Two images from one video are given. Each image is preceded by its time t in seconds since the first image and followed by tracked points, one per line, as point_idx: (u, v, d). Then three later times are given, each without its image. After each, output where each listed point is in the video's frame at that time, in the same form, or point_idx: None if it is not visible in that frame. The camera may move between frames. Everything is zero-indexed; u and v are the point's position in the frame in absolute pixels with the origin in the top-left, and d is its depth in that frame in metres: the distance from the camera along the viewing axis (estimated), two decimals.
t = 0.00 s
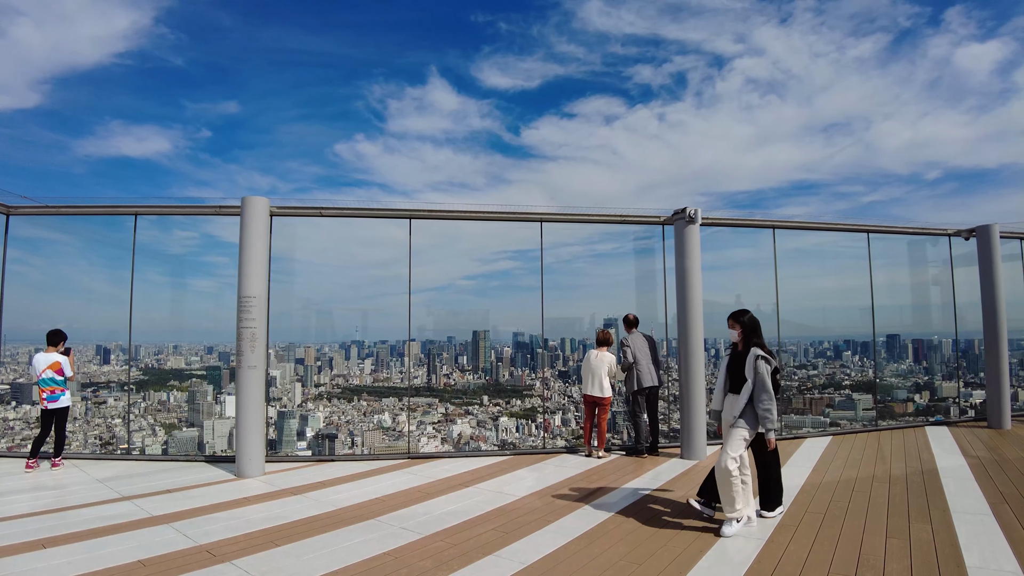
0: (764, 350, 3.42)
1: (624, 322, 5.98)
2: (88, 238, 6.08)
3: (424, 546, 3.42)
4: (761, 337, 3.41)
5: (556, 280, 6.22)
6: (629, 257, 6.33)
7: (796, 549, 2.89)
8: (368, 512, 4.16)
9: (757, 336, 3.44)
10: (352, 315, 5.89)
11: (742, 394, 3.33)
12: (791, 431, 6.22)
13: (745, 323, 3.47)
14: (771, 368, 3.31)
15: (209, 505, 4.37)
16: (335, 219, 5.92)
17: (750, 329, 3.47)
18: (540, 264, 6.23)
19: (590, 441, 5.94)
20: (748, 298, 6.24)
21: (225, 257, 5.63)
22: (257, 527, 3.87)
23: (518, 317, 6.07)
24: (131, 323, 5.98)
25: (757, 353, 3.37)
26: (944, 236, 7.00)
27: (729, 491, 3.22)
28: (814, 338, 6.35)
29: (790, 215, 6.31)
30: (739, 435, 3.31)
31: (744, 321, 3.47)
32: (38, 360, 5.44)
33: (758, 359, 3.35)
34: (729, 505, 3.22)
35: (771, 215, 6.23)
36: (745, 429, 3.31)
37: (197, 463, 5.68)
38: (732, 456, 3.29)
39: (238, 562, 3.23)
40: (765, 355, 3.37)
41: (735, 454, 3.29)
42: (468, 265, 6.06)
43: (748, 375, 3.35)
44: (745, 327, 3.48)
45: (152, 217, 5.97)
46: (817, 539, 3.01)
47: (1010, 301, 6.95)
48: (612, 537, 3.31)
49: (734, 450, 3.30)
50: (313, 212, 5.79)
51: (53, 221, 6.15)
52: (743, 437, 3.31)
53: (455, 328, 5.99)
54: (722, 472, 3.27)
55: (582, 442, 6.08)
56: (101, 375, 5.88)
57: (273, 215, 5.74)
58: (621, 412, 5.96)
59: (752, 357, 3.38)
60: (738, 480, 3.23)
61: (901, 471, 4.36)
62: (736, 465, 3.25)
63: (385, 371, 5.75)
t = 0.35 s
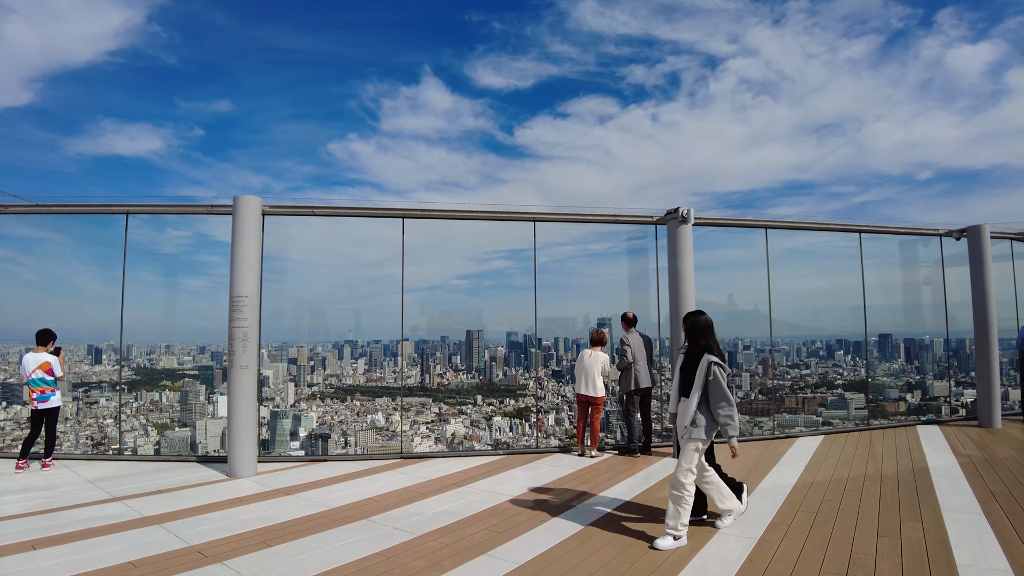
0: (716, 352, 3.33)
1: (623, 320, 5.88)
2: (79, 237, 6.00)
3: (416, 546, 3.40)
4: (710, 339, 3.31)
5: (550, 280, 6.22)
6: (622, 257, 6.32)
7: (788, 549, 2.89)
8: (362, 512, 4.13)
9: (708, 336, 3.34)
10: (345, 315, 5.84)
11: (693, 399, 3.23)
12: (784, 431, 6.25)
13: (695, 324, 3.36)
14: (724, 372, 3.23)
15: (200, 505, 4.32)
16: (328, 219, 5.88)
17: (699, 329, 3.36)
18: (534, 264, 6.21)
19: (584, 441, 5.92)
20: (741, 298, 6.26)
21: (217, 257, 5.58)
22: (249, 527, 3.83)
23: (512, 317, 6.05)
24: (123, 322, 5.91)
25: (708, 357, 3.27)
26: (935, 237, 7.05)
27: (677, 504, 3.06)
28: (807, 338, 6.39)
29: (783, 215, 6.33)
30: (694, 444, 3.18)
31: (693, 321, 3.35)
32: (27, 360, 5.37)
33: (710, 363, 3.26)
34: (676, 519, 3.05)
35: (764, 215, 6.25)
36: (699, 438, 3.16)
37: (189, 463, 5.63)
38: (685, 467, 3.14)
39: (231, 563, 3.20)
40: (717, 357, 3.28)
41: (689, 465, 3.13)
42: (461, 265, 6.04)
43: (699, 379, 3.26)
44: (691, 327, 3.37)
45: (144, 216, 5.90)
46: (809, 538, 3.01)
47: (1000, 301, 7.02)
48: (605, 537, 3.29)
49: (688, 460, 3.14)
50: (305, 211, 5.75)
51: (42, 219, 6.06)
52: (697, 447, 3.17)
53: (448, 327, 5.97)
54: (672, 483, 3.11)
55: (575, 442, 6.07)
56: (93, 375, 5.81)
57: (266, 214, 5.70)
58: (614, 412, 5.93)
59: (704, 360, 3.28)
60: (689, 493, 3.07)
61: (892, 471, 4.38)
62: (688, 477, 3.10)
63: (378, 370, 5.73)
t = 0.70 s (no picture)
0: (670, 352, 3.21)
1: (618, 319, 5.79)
2: (69, 235, 5.92)
3: (410, 546, 3.38)
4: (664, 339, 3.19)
5: (544, 280, 6.21)
6: (615, 257, 6.32)
7: (781, 549, 2.89)
8: (356, 512, 4.11)
9: (663, 336, 3.22)
10: (337, 315, 5.81)
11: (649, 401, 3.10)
12: (776, 430, 6.28)
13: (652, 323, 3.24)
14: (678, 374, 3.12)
15: (191, 506, 4.28)
16: (321, 219, 5.84)
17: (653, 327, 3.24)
18: (527, 264, 6.20)
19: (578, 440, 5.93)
20: (734, 299, 6.28)
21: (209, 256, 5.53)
22: (242, 528, 3.79)
23: (505, 317, 6.03)
24: (114, 322, 5.84)
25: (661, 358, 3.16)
26: (926, 238, 7.10)
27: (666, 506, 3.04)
28: (799, 338, 6.42)
29: (776, 216, 6.36)
30: (664, 448, 3.05)
31: (648, 320, 3.24)
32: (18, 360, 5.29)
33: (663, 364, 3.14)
34: (669, 519, 3.04)
35: (756, 216, 6.27)
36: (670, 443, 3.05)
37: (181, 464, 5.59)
38: (665, 472, 3.05)
39: (224, 564, 3.16)
40: (672, 359, 3.17)
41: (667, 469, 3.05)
42: (454, 265, 6.01)
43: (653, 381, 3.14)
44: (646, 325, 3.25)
45: (135, 214, 5.82)
46: (801, 538, 3.02)
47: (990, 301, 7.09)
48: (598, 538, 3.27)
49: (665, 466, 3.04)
50: (297, 211, 5.70)
51: (31, 218, 5.98)
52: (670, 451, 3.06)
53: (441, 327, 5.94)
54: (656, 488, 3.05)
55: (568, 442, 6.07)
56: (83, 375, 5.74)
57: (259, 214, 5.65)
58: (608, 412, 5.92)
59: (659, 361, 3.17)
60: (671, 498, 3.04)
61: (884, 470, 4.40)
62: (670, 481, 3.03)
63: (371, 370, 5.70)
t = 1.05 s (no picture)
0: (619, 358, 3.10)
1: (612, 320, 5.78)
2: (63, 235, 5.86)
3: (407, 547, 3.37)
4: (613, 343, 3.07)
5: (539, 280, 6.19)
6: (610, 257, 6.32)
7: (776, 548, 2.89)
8: (351, 513, 4.08)
9: (614, 341, 3.10)
10: (332, 315, 5.78)
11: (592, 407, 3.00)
12: (771, 430, 6.30)
13: (602, 328, 3.13)
14: (625, 380, 3.01)
15: (186, 507, 4.24)
16: (315, 219, 5.81)
17: (603, 332, 3.13)
18: (522, 264, 6.19)
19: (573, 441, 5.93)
20: (729, 299, 6.29)
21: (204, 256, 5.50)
22: (237, 529, 3.76)
23: (501, 317, 6.01)
24: (108, 321, 5.78)
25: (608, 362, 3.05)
26: (920, 238, 7.14)
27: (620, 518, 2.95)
28: (793, 338, 6.44)
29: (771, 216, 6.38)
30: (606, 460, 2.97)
31: (598, 323, 3.13)
32: (12, 360, 5.25)
33: (609, 368, 3.04)
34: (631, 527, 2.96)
35: (751, 216, 6.29)
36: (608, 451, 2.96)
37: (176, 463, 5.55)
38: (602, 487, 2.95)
39: (219, 565, 3.14)
40: (619, 363, 3.07)
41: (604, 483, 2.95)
42: (449, 265, 5.99)
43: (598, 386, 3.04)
44: (596, 328, 3.15)
45: (129, 213, 5.77)
46: (796, 537, 3.03)
47: (983, 302, 7.14)
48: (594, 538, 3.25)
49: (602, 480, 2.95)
50: (292, 211, 5.67)
51: (23, 216, 5.91)
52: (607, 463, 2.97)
53: (437, 327, 5.92)
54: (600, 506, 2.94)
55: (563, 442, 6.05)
56: (77, 375, 5.70)
57: (253, 214, 5.62)
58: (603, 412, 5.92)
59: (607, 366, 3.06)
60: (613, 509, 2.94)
61: (878, 470, 4.42)
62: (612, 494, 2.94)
63: (366, 371, 5.68)
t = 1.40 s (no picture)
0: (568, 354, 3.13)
1: (603, 323, 5.91)
2: (55, 234, 5.81)
3: (403, 548, 3.35)
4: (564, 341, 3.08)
5: (536, 281, 6.18)
6: (606, 257, 6.32)
7: (772, 548, 2.89)
8: (348, 514, 4.06)
9: (562, 339, 3.11)
10: (327, 315, 5.76)
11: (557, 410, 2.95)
12: (766, 430, 6.32)
13: (550, 327, 3.11)
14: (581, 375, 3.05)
15: (181, 508, 4.21)
16: (311, 219, 5.79)
17: (550, 330, 3.10)
18: (519, 264, 6.15)
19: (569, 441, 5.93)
20: (724, 299, 6.30)
21: (199, 255, 5.48)
22: (233, 529, 3.74)
23: (497, 318, 5.98)
24: (103, 321, 5.74)
25: (562, 361, 3.04)
26: (915, 239, 7.17)
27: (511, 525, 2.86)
28: (789, 338, 6.46)
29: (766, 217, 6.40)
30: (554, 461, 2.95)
31: (546, 324, 3.08)
32: (12, 356, 5.21)
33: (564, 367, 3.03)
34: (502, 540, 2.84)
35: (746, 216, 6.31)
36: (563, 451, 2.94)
37: (171, 464, 5.51)
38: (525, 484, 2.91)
39: (215, 567, 3.11)
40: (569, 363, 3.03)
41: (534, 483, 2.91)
42: (445, 264, 5.97)
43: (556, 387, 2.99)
44: (543, 329, 3.09)
45: (123, 213, 5.73)
46: (792, 537, 3.03)
47: (977, 302, 7.18)
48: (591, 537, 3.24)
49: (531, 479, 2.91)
50: (287, 210, 5.65)
51: (16, 216, 5.86)
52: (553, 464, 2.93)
53: (432, 328, 5.90)
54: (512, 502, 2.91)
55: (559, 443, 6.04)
56: (71, 375, 5.65)
57: (249, 214, 5.59)
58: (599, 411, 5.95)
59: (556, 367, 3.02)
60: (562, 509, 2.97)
61: (874, 470, 4.44)
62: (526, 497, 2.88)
63: (361, 371, 5.63)
